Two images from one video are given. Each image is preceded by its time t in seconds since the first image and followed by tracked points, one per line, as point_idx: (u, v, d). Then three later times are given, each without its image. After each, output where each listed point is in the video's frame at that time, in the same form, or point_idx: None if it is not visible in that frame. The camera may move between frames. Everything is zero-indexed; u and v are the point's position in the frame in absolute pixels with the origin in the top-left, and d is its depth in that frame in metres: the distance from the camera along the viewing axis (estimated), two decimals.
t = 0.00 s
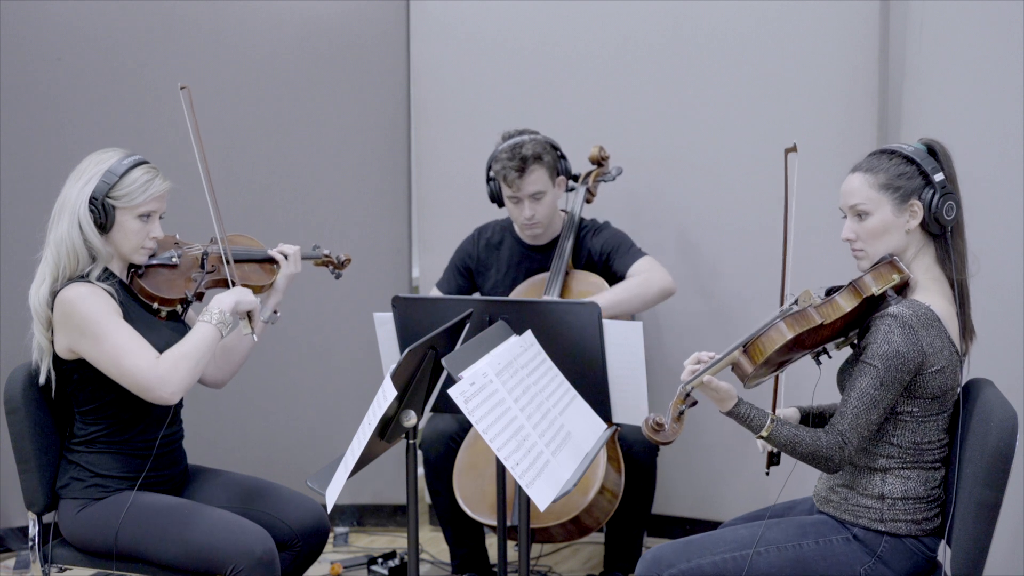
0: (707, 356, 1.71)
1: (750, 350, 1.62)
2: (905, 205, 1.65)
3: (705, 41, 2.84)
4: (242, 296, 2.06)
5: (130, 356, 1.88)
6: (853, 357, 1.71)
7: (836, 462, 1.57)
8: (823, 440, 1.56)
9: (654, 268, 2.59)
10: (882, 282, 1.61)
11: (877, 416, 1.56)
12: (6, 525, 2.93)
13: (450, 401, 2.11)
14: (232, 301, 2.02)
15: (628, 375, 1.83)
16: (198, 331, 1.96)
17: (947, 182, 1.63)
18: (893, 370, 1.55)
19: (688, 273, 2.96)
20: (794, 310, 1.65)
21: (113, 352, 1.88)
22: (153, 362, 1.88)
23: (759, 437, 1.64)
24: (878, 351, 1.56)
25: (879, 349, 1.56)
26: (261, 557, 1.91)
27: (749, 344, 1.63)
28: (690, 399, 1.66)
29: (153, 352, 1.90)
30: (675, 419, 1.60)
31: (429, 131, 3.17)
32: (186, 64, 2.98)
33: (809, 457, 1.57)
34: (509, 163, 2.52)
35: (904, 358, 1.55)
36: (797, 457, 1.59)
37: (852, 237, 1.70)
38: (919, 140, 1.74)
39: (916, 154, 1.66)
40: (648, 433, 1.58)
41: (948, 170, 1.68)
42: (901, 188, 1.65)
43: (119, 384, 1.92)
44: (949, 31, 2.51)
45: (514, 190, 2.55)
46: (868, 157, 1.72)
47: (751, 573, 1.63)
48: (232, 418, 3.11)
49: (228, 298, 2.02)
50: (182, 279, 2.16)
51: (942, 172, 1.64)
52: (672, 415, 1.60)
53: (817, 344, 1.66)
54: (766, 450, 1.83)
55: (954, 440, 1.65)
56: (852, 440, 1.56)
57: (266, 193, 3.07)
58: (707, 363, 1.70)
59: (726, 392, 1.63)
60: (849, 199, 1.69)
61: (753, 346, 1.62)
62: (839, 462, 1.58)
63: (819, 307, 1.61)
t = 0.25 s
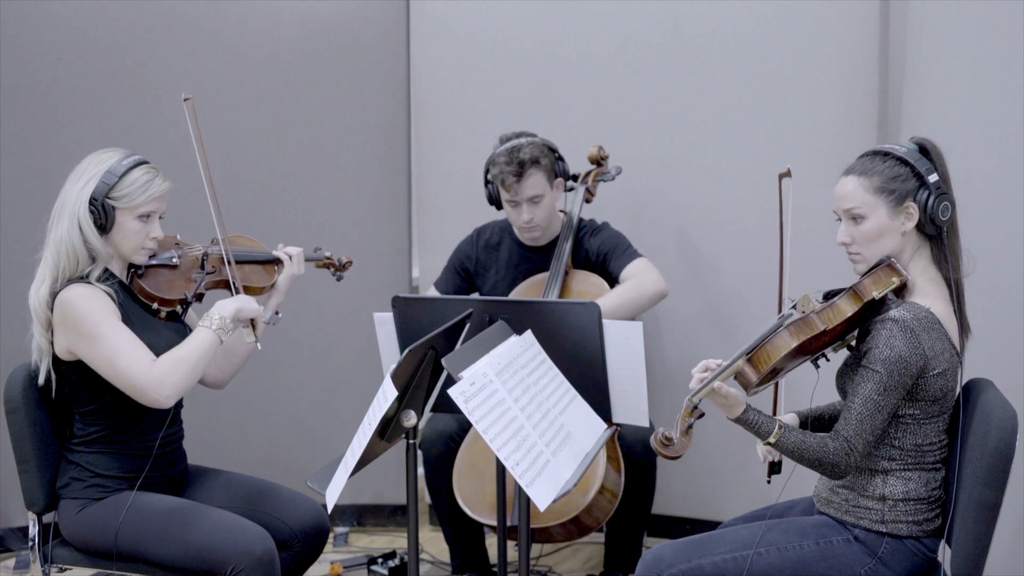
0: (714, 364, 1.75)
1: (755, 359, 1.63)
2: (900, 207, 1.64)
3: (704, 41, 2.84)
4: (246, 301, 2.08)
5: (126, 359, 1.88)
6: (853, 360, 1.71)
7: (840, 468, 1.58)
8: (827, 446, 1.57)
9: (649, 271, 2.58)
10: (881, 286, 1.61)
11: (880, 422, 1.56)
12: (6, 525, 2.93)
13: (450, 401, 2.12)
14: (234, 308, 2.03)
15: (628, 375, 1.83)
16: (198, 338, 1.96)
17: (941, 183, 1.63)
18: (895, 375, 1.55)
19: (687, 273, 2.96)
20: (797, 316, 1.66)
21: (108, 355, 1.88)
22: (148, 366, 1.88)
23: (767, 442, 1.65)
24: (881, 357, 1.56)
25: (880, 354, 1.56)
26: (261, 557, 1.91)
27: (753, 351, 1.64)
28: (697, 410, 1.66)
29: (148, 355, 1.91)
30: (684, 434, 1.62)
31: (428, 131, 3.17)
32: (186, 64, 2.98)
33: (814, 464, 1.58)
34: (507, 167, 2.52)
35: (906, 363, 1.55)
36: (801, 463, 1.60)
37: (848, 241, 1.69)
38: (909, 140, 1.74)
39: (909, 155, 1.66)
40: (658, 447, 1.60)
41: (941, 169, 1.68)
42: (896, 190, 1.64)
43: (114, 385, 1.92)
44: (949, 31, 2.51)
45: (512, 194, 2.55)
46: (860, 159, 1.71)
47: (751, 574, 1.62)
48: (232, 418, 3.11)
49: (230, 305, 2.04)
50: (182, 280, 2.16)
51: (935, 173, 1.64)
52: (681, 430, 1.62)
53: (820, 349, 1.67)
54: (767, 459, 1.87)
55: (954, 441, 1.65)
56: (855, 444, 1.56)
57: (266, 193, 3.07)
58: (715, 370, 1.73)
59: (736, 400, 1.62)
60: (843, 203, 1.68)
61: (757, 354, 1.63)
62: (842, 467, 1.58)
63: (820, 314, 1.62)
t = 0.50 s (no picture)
0: (718, 370, 1.74)
1: (760, 364, 1.64)
2: (901, 207, 1.64)
3: (704, 41, 2.84)
4: (246, 311, 2.03)
5: (120, 360, 1.87)
6: (854, 361, 1.71)
7: (843, 470, 1.58)
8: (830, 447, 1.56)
9: (643, 274, 2.57)
10: (882, 288, 1.60)
11: (883, 424, 1.56)
12: (6, 525, 2.93)
13: (450, 401, 2.12)
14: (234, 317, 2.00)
15: (628, 375, 1.83)
16: (196, 343, 1.94)
17: (941, 183, 1.63)
18: (898, 377, 1.55)
19: (687, 273, 2.96)
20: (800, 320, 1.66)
21: (103, 357, 1.88)
22: (143, 368, 1.88)
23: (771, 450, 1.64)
24: (884, 359, 1.56)
25: (884, 356, 1.56)
26: (262, 557, 1.91)
27: (759, 357, 1.64)
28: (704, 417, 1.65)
29: (144, 358, 1.90)
30: (691, 442, 1.62)
31: (428, 131, 3.17)
32: (186, 64, 2.98)
33: (817, 465, 1.58)
34: (504, 169, 2.51)
35: (910, 365, 1.55)
36: (804, 464, 1.60)
37: (848, 241, 1.69)
38: (907, 139, 1.74)
39: (909, 155, 1.66)
40: (665, 456, 1.59)
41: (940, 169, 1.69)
42: (896, 191, 1.64)
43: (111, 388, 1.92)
44: (949, 31, 2.51)
45: (510, 196, 2.55)
46: (860, 158, 1.71)
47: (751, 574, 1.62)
48: (232, 418, 3.11)
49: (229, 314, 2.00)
50: (182, 280, 2.15)
51: (935, 173, 1.64)
52: (689, 437, 1.62)
53: (825, 352, 1.67)
54: (764, 466, 1.87)
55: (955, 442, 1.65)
56: (857, 446, 1.56)
57: (266, 193, 3.07)
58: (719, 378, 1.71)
59: (739, 407, 1.62)
60: (843, 203, 1.67)
61: (763, 359, 1.64)
62: (845, 469, 1.58)
63: (823, 317, 1.62)
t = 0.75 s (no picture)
0: (716, 368, 1.74)
1: (760, 363, 1.62)
2: (902, 206, 1.64)
3: (704, 41, 2.84)
4: (247, 319, 2.03)
5: (113, 361, 1.87)
6: (854, 360, 1.71)
7: (842, 470, 1.58)
8: (829, 447, 1.56)
9: (639, 274, 2.55)
10: (882, 288, 1.60)
11: (882, 423, 1.56)
12: (6, 525, 2.93)
13: (450, 401, 2.12)
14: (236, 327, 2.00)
15: (628, 374, 1.83)
16: (193, 349, 1.94)
17: (943, 182, 1.63)
18: (897, 376, 1.55)
19: (688, 273, 2.96)
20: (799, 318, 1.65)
21: (98, 359, 1.88)
22: (137, 371, 1.87)
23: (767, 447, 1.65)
24: (883, 358, 1.56)
25: (883, 355, 1.56)
26: (262, 557, 1.92)
27: (758, 355, 1.63)
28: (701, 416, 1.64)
29: (138, 361, 1.90)
30: (690, 440, 1.59)
31: (428, 131, 3.18)
32: (186, 64, 2.98)
33: (816, 465, 1.58)
34: (502, 171, 2.52)
35: (909, 364, 1.55)
36: (803, 463, 1.60)
37: (849, 239, 1.69)
38: (911, 137, 1.74)
39: (912, 154, 1.65)
40: (664, 454, 1.58)
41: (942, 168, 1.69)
42: (898, 189, 1.64)
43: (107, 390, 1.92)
44: (949, 31, 2.50)
45: (508, 197, 2.55)
46: (862, 156, 1.71)
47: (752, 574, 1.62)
48: (232, 418, 3.11)
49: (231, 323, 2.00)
50: (182, 280, 2.16)
51: (938, 172, 1.64)
52: (687, 435, 1.59)
53: (824, 350, 1.67)
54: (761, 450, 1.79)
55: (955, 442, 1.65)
56: (857, 445, 1.56)
57: (266, 193, 3.07)
58: (716, 375, 1.71)
59: (737, 406, 1.62)
60: (845, 201, 1.68)
61: (763, 358, 1.62)
62: (844, 468, 1.58)
63: (823, 316, 1.62)
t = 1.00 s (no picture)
0: (710, 360, 1.74)
1: (754, 355, 1.61)
2: (904, 205, 1.64)
3: (704, 41, 2.84)
4: (248, 329, 2.02)
5: (106, 363, 1.87)
6: (852, 359, 1.71)
7: (839, 468, 1.58)
8: (827, 446, 1.56)
9: (639, 275, 2.55)
10: (879, 285, 1.60)
11: (878, 421, 1.56)
12: (6, 525, 2.93)
13: (449, 401, 2.12)
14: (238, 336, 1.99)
15: (628, 374, 1.83)
16: (191, 354, 1.94)
17: (946, 182, 1.63)
18: (894, 374, 1.55)
19: (688, 273, 2.96)
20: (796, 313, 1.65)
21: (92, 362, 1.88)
22: (130, 373, 1.87)
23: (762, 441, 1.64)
24: (879, 356, 1.56)
25: (879, 353, 1.56)
26: (262, 556, 1.92)
27: (752, 348, 1.62)
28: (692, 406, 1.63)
29: (133, 363, 1.89)
30: (679, 429, 1.58)
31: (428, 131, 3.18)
32: (186, 64, 2.98)
33: (813, 463, 1.58)
34: (501, 172, 2.52)
35: (905, 362, 1.55)
36: (801, 461, 1.60)
37: (850, 236, 1.70)
38: (916, 137, 1.74)
39: (916, 153, 1.65)
40: (653, 442, 1.56)
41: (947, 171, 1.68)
42: (901, 188, 1.64)
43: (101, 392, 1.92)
44: (948, 31, 2.50)
45: (508, 198, 2.54)
46: (866, 154, 1.71)
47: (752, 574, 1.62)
48: (232, 418, 3.11)
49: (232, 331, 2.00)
50: (180, 280, 2.16)
51: (941, 172, 1.63)
52: (677, 425, 1.58)
53: (819, 346, 1.66)
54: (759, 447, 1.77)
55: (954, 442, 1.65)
56: (853, 443, 1.56)
57: (266, 193, 3.07)
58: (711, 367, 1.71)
59: (732, 398, 1.60)
60: (847, 198, 1.68)
61: (757, 350, 1.61)
62: (841, 466, 1.58)
63: (819, 311, 1.61)
